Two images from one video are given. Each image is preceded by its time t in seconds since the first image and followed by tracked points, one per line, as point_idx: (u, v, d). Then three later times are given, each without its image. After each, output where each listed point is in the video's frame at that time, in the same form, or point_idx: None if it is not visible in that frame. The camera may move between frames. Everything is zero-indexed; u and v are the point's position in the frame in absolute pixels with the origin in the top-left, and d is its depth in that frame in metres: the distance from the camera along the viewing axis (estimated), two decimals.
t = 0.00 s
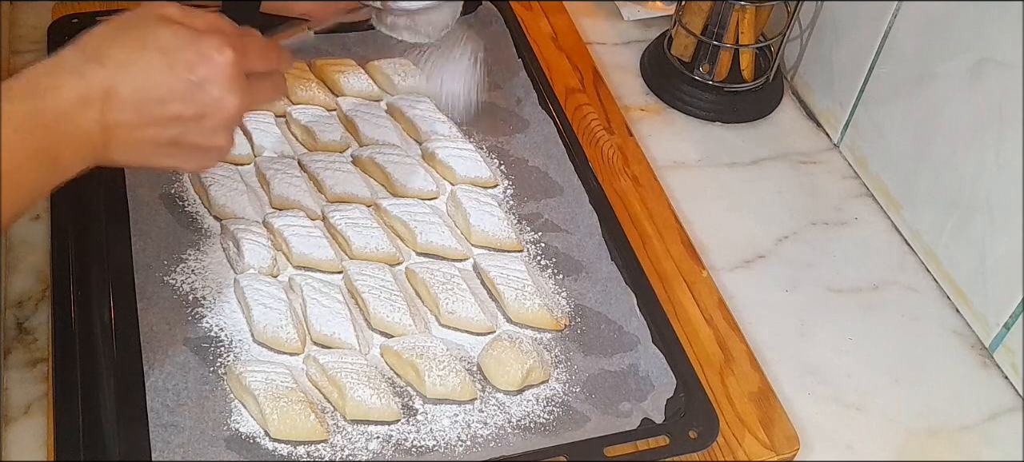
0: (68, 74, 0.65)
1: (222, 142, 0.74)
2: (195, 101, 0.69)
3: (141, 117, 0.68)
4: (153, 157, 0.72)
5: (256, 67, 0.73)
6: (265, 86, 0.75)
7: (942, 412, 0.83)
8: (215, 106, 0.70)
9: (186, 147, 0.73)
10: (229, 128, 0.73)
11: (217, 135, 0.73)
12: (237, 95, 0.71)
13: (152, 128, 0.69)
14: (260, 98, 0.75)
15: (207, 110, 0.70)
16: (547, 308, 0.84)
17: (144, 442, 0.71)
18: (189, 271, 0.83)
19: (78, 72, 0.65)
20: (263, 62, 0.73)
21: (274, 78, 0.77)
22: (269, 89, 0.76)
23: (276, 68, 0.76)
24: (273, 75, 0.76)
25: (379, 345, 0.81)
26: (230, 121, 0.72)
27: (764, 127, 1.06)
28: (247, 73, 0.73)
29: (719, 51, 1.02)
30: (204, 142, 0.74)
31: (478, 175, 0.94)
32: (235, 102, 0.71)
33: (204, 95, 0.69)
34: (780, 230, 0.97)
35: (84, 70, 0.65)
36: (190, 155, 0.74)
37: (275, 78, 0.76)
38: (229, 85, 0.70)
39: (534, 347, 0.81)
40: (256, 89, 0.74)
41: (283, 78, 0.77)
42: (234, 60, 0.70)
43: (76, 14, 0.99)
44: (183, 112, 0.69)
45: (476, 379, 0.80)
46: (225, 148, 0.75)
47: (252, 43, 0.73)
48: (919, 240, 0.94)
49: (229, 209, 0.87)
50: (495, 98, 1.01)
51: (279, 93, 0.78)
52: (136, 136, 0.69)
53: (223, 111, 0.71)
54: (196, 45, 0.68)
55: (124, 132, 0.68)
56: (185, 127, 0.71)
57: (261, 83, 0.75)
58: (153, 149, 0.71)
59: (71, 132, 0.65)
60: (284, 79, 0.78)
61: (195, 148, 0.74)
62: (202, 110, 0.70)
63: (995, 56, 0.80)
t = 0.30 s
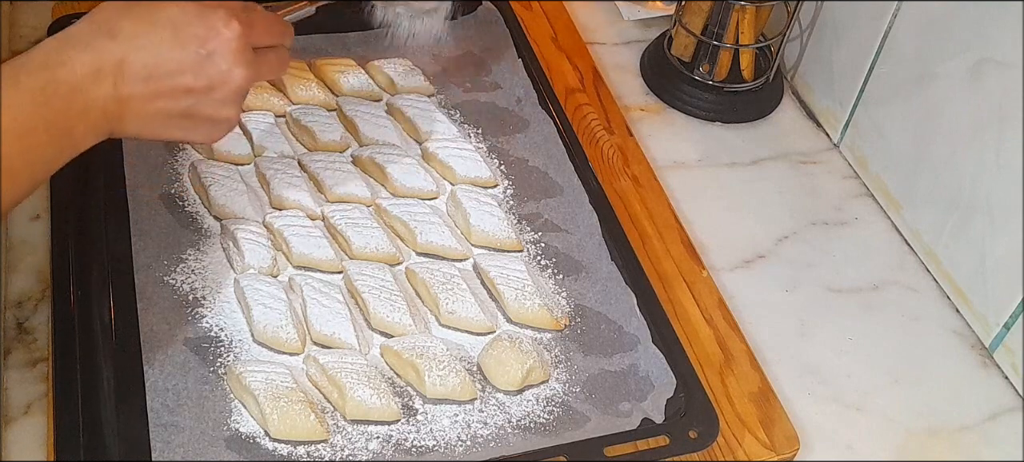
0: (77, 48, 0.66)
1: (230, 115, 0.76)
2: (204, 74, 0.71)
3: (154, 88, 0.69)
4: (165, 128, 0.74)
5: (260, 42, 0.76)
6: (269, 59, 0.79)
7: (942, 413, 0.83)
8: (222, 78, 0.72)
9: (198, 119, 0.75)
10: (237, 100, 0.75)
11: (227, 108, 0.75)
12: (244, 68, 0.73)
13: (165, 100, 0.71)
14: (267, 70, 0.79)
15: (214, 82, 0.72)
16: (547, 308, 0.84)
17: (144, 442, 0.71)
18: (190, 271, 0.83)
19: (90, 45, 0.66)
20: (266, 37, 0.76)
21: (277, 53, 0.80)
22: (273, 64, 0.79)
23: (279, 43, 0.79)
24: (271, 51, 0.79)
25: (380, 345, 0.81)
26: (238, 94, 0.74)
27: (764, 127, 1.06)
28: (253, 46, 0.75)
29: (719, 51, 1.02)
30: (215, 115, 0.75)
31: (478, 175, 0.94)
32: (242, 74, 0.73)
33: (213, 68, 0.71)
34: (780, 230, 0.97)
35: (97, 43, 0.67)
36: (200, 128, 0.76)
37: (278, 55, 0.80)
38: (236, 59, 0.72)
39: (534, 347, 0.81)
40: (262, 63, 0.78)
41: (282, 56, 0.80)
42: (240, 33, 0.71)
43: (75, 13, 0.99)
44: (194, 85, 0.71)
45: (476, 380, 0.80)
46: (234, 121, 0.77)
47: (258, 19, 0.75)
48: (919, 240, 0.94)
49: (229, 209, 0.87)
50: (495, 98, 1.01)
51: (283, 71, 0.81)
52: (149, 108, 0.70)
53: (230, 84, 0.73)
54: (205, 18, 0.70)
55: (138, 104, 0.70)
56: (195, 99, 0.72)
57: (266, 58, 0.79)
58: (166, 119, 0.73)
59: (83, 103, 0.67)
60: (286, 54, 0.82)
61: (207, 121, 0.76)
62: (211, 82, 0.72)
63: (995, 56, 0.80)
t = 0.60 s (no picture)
0: (58, 45, 0.67)
1: (215, 108, 0.76)
2: (186, 69, 0.71)
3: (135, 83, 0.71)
4: (150, 122, 0.75)
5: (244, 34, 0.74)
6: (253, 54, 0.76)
7: (942, 413, 0.83)
8: (206, 73, 0.72)
9: (181, 112, 0.75)
10: (223, 94, 0.75)
11: (212, 102, 0.75)
12: (228, 63, 0.72)
13: (148, 95, 0.73)
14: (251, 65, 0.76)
15: (197, 77, 0.72)
16: (547, 308, 0.84)
17: (145, 441, 0.72)
18: (190, 271, 0.83)
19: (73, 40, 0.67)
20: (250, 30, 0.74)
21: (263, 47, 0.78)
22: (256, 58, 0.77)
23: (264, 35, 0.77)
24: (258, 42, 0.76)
25: (380, 345, 0.81)
26: (222, 89, 0.74)
27: (764, 127, 1.06)
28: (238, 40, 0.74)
29: (719, 51, 1.02)
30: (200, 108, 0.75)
31: (478, 175, 0.94)
32: (226, 69, 0.72)
33: (195, 63, 0.71)
34: (780, 230, 0.97)
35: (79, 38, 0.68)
36: (184, 120, 0.76)
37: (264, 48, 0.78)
38: (219, 53, 0.71)
39: (534, 347, 0.81)
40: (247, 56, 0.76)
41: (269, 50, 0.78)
42: (223, 28, 0.70)
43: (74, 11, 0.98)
44: (176, 80, 0.71)
45: (476, 380, 0.80)
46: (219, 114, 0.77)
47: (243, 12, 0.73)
48: (919, 240, 0.94)
49: (229, 209, 0.87)
50: (495, 98, 1.01)
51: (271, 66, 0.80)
52: (133, 102, 0.73)
53: (213, 77, 0.72)
54: (186, 12, 0.68)
55: (119, 98, 0.72)
56: (178, 93, 0.73)
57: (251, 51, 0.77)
58: (150, 114, 0.74)
59: (64, 99, 0.68)
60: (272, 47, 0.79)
61: (190, 114, 0.76)
62: (193, 77, 0.72)
63: (995, 56, 0.80)
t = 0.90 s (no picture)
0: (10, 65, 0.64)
1: (172, 127, 0.74)
2: (143, 88, 0.69)
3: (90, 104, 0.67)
4: (108, 142, 0.71)
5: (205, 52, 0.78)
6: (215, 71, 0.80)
7: (942, 413, 0.83)
8: (163, 92, 0.70)
9: (138, 134, 0.73)
10: (178, 112, 0.73)
11: (169, 121, 0.73)
12: (184, 79, 0.71)
13: (104, 116, 0.69)
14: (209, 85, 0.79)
15: (153, 96, 0.70)
16: (547, 308, 0.84)
17: (145, 442, 0.72)
18: (189, 272, 0.83)
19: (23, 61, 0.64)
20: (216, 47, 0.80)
21: (220, 64, 0.81)
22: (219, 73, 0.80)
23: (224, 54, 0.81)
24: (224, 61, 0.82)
25: (380, 345, 0.81)
26: (180, 106, 0.73)
27: (764, 127, 1.06)
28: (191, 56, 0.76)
29: (719, 51, 1.02)
30: (157, 129, 0.73)
31: (478, 175, 0.94)
32: (183, 87, 0.71)
33: (152, 82, 0.69)
34: (780, 230, 0.97)
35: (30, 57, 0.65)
36: (142, 141, 0.74)
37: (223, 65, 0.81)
38: (175, 71, 0.70)
39: (534, 347, 0.81)
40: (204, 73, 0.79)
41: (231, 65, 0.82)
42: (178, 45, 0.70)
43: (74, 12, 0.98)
44: (133, 100, 0.69)
45: (476, 380, 0.80)
46: (175, 133, 0.75)
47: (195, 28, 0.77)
48: (919, 240, 0.94)
49: (229, 209, 0.87)
50: (495, 98, 1.01)
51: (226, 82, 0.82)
52: (89, 123, 0.68)
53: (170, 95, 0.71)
54: (140, 32, 0.68)
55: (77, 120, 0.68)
56: (135, 113, 0.70)
57: (208, 68, 0.79)
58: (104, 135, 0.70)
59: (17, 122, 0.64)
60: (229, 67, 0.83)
61: (148, 135, 0.73)
62: (150, 96, 0.70)
63: (995, 56, 0.80)
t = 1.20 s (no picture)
0: None
1: (136, 138, 0.74)
2: (104, 98, 0.70)
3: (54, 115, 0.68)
4: (74, 155, 0.72)
5: (166, 61, 0.77)
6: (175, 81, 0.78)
7: (942, 413, 0.83)
8: (128, 101, 0.71)
9: (102, 146, 0.73)
10: (143, 122, 0.74)
11: (133, 132, 0.74)
12: (147, 90, 0.72)
13: (69, 128, 0.69)
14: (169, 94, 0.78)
15: (118, 106, 0.71)
16: (547, 308, 0.84)
17: (144, 441, 0.72)
18: (189, 271, 0.83)
19: None
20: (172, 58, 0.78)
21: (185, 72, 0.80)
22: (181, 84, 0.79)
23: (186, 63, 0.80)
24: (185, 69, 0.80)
25: (380, 345, 0.81)
26: (143, 117, 0.73)
27: (764, 127, 1.06)
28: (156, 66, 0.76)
29: (719, 51, 1.02)
30: (121, 140, 0.74)
31: (478, 175, 0.93)
32: (147, 96, 0.72)
33: (113, 91, 0.70)
34: (780, 230, 0.97)
35: None
36: (107, 154, 0.74)
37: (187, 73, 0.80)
38: (137, 81, 0.71)
39: (534, 347, 0.81)
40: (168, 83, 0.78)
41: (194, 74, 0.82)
42: (139, 55, 0.71)
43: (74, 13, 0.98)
44: (95, 110, 0.70)
45: (476, 380, 0.80)
46: (140, 142, 0.75)
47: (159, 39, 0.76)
48: (919, 240, 0.94)
49: (229, 209, 0.87)
50: (495, 98, 1.01)
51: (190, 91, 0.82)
52: (54, 137, 0.69)
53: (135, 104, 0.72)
54: (103, 44, 0.69)
55: (41, 133, 0.68)
56: (100, 124, 0.71)
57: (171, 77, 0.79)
58: (69, 148, 0.71)
59: None
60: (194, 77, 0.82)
61: (111, 147, 0.74)
62: (115, 106, 0.71)
63: (995, 56, 0.80)
